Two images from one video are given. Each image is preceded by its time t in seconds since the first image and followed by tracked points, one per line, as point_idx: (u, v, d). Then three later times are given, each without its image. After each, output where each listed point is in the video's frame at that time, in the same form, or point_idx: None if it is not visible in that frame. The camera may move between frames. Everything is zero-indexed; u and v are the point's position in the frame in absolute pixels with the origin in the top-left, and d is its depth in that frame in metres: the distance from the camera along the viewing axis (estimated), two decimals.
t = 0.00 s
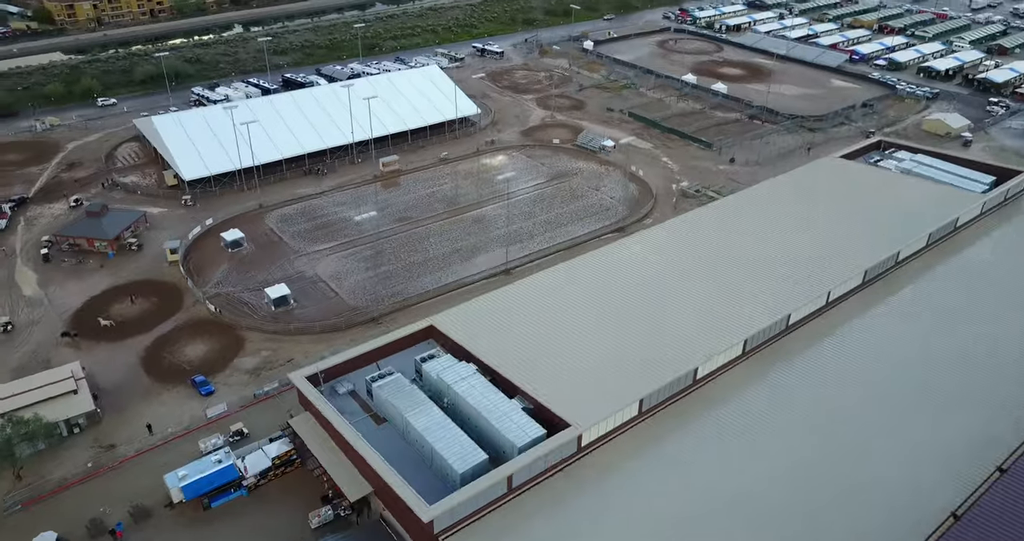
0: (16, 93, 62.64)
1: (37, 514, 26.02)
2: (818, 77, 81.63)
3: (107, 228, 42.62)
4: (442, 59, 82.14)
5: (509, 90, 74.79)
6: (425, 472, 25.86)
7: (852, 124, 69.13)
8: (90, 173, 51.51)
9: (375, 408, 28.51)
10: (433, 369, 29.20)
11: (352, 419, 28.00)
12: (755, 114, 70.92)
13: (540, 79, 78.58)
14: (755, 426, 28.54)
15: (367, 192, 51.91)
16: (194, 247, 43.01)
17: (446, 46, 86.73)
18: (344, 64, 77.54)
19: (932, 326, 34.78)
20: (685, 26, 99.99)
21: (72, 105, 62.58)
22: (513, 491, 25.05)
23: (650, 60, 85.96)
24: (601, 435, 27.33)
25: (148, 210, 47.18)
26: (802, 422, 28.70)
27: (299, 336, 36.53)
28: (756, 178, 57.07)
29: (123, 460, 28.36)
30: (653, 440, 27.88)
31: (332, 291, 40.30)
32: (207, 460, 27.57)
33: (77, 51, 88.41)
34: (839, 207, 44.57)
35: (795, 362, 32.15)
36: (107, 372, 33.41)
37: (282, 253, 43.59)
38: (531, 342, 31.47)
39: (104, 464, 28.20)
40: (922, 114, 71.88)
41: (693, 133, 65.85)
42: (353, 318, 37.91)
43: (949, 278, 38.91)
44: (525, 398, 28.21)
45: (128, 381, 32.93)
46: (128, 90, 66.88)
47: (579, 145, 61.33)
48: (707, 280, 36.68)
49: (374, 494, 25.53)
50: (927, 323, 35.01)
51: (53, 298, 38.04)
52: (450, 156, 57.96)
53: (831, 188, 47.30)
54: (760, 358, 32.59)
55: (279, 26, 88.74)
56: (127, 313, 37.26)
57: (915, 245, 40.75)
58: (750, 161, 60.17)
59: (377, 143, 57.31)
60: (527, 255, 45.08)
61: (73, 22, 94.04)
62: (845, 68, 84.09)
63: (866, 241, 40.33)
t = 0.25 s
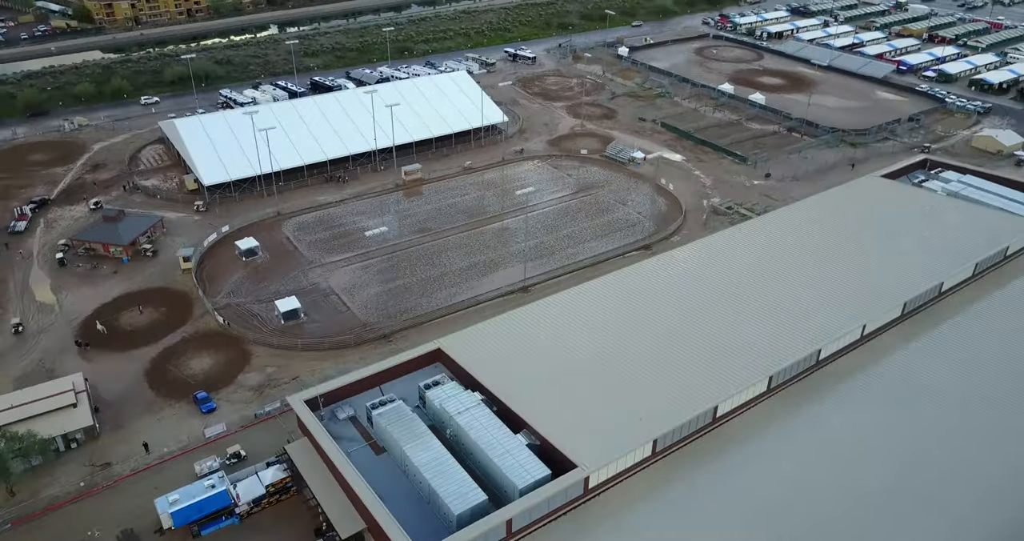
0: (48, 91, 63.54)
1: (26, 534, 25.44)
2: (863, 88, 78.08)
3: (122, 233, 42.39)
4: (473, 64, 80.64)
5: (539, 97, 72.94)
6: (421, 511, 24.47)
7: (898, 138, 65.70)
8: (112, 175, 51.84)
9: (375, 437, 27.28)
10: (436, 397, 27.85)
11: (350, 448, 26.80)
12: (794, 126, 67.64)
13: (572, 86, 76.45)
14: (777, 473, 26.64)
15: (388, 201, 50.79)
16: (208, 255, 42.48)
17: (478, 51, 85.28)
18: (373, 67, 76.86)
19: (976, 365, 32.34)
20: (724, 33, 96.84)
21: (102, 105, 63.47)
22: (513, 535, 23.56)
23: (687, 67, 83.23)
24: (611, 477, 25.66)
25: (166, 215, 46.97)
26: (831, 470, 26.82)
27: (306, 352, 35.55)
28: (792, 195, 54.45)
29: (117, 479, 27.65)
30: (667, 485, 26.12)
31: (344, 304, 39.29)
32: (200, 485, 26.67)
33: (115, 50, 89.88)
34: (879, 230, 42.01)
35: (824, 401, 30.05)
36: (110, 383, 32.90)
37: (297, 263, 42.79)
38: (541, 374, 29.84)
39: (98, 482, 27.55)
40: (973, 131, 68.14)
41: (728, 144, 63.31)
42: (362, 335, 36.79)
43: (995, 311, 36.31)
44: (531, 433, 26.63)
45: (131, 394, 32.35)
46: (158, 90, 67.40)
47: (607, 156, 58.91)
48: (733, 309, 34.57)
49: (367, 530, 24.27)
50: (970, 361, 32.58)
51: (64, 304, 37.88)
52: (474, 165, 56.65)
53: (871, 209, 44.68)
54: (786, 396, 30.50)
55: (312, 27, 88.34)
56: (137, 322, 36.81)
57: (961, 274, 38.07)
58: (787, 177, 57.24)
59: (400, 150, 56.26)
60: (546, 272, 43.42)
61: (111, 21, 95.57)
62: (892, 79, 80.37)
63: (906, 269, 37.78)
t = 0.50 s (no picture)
0: (74, 92, 64.14)
1: None
2: (906, 100, 74.38)
3: (133, 239, 41.89)
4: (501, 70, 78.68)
5: (566, 104, 70.08)
6: None
7: (941, 155, 62.29)
8: (130, 178, 51.73)
9: (369, 469, 25.97)
10: (434, 428, 26.42)
11: (342, 480, 25.53)
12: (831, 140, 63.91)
13: (601, 92, 73.82)
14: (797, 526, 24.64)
15: (405, 211, 49.76)
16: (218, 265, 41.80)
17: (507, 56, 83.44)
18: (398, 71, 75.90)
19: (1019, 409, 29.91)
20: (762, 40, 93.35)
21: (126, 105, 63.91)
22: None
23: (721, 75, 80.10)
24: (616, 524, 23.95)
25: (179, 221, 46.58)
26: (857, 525, 24.73)
27: (309, 371, 34.41)
28: (826, 214, 51.49)
29: (105, 501, 26.79)
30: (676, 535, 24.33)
31: (353, 319, 38.16)
32: (187, 512, 25.43)
33: (146, 50, 90.89)
34: (918, 255, 39.37)
35: (851, 446, 27.90)
36: (108, 397, 32.21)
37: (307, 275, 41.81)
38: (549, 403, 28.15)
39: (86, 504, 26.72)
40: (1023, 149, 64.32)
41: (761, 157, 60.64)
42: (367, 354, 35.54)
43: None
44: (532, 472, 25.00)
45: (128, 409, 31.62)
46: (183, 90, 67.86)
47: (633, 168, 56.48)
48: (758, 335, 32.43)
49: None
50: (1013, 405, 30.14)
51: (70, 312, 37.51)
52: (494, 176, 55.10)
53: (910, 232, 41.99)
54: (810, 438, 28.39)
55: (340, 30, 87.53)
56: (140, 334, 36.17)
57: (1005, 308, 35.45)
58: (824, 195, 54.03)
59: (420, 158, 55.08)
60: (562, 290, 41.46)
61: (144, 20, 96.58)
62: (937, 92, 76.46)
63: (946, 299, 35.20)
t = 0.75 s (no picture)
0: (98, 92, 64.54)
1: None
2: (949, 113, 70.56)
3: (141, 247, 41.52)
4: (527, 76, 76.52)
5: (592, 111, 67.91)
6: None
7: (986, 171, 58.59)
8: (145, 182, 51.49)
9: (357, 503, 24.66)
10: (428, 462, 24.97)
11: (329, 515, 24.27)
12: (867, 153, 60.86)
13: (628, 100, 71.33)
14: None
15: (420, 222, 48.56)
16: (225, 276, 41.13)
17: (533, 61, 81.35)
18: (422, 75, 74.82)
19: None
20: (799, 47, 89.69)
21: (148, 107, 64.17)
22: None
23: (755, 83, 76.88)
24: None
25: (190, 227, 46.12)
26: None
27: (308, 391, 33.28)
28: (860, 233, 48.49)
29: (88, 525, 26.00)
30: None
31: (359, 335, 37.07)
32: None
33: (175, 50, 91.67)
34: (958, 283, 36.62)
35: (876, 498, 25.74)
36: (103, 412, 31.56)
37: (315, 287, 40.81)
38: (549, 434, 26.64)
39: (68, 527, 25.95)
40: None
41: (794, 171, 57.97)
42: (369, 374, 34.26)
43: None
44: (527, 517, 23.43)
45: (122, 425, 30.92)
46: (206, 92, 68.05)
47: (657, 181, 54.31)
48: (779, 363, 30.44)
49: None
50: None
51: (73, 321, 37.19)
52: (513, 186, 53.40)
53: (951, 257, 39.21)
54: (831, 487, 26.25)
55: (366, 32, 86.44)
56: (141, 345, 35.57)
57: None
58: (859, 214, 50.95)
59: (438, 167, 53.85)
60: (575, 311, 39.57)
61: (174, 20, 97.44)
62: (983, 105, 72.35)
63: (989, 333, 32.49)
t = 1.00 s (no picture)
0: (115, 94, 64.67)
1: None
2: (990, 125, 66.26)
3: (142, 256, 40.73)
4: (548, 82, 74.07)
5: (612, 120, 65.77)
6: None
7: None
8: (153, 187, 51.12)
9: None
10: (414, 501, 23.48)
11: None
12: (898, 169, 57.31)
13: (651, 108, 68.78)
14: None
15: (429, 233, 47.16)
16: (225, 288, 40.25)
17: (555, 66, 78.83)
18: (441, 80, 73.49)
19: None
20: (831, 55, 85.90)
21: (164, 110, 64.12)
22: None
23: (784, 91, 73.78)
24: None
25: (194, 235, 45.46)
26: None
27: (301, 414, 32.11)
28: (888, 255, 45.56)
29: None
30: None
31: (357, 355, 35.77)
32: None
33: (198, 50, 92.07)
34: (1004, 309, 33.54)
35: None
36: (90, 430, 30.85)
37: (316, 302, 39.69)
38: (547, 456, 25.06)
39: None
40: None
41: (823, 183, 55.03)
42: (364, 398, 32.90)
43: None
44: None
45: (109, 444, 30.14)
46: (223, 95, 67.77)
47: (677, 195, 52.00)
48: (802, 382, 28.31)
49: None
50: None
51: (70, 332, 36.71)
52: (527, 198, 51.88)
53: (996, 279, 36.16)
54: None
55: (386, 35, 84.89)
56: (136, 360, 34.86)
57: None
58: (890, 234, 48.02)
59: (450, 177, 52.50)
60: (583, 333, 37.58)
61: (198, 20, 97.92)
62: None
63: None
